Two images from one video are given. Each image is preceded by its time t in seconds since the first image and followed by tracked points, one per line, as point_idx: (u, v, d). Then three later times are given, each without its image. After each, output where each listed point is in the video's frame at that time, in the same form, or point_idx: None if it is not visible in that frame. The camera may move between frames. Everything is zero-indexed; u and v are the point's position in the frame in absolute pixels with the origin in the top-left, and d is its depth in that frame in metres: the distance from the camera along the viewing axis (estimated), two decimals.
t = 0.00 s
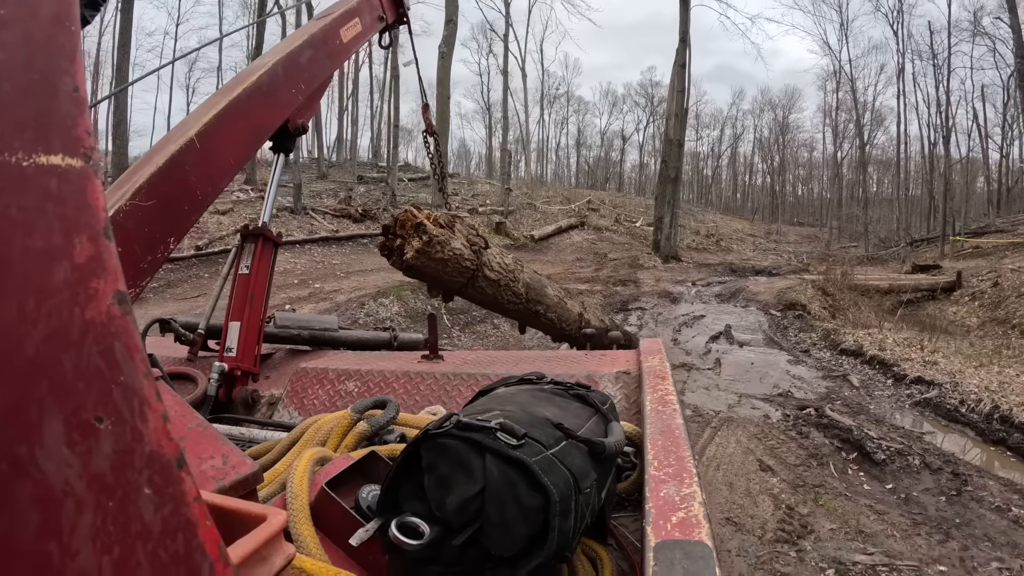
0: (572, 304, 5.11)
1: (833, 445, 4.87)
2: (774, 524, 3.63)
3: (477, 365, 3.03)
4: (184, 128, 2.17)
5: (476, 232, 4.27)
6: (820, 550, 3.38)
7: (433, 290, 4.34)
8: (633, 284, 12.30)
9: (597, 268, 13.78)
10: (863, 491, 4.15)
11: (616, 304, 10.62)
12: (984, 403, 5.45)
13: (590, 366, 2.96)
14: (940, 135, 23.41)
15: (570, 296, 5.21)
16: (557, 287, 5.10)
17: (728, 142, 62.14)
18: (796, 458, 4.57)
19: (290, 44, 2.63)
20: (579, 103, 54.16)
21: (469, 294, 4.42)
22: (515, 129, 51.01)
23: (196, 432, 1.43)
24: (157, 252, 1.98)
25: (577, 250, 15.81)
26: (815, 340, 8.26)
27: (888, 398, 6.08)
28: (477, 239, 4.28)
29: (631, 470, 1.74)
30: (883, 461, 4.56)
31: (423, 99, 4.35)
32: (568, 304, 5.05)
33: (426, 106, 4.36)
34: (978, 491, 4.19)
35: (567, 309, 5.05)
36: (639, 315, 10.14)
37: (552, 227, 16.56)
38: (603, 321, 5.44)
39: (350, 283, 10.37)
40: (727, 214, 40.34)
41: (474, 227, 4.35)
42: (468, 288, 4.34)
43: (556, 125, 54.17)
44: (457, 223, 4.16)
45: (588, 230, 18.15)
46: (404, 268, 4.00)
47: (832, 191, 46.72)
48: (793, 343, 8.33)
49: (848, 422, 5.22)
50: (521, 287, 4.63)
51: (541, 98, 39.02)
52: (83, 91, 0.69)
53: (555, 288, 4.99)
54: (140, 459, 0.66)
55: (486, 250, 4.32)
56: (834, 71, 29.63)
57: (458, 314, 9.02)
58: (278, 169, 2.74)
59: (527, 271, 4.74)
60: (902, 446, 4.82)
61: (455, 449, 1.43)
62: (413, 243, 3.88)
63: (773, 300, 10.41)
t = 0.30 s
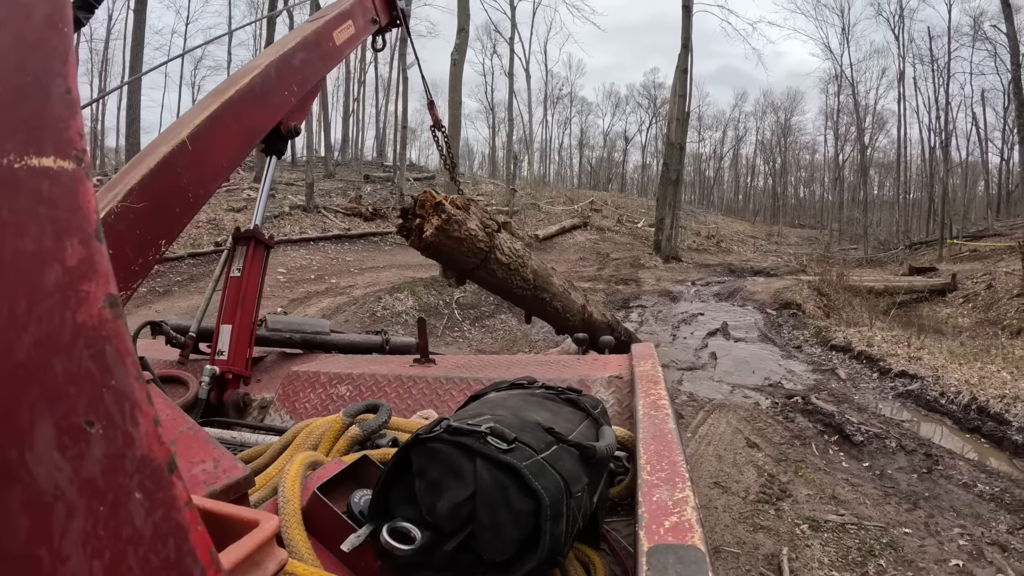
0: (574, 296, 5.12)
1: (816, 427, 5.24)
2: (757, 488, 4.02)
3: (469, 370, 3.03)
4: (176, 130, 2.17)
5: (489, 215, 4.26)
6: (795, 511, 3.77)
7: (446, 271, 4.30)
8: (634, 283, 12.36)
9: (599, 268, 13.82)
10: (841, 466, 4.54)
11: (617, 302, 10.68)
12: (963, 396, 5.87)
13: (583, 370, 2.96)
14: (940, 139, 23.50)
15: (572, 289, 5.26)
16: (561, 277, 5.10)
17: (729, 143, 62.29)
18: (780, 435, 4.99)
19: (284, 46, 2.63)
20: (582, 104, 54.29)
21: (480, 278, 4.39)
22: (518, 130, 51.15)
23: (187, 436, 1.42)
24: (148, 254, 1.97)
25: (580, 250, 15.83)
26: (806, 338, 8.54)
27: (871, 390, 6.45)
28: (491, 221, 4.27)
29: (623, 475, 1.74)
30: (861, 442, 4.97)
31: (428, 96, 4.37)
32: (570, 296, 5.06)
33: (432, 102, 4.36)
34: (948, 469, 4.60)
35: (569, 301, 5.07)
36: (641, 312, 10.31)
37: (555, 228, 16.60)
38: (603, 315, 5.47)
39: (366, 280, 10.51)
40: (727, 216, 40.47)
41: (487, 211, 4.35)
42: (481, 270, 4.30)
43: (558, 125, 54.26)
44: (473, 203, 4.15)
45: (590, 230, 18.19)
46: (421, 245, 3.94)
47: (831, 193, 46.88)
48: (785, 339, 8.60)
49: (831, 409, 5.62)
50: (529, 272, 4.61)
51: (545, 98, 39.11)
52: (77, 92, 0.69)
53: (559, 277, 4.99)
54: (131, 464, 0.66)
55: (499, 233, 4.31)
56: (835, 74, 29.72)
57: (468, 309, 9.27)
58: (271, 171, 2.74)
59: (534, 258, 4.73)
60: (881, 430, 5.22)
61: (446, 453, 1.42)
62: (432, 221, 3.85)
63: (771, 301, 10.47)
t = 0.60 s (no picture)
0: (570, 295, 5.12)
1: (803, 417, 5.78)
2: (744, 464, 4.68)
3: (468, 365, 3.04)
4: (179, 123, 2.18)
5: (491, 213, 4.28)
6: (777, 483, 4.43)
7: (448, 270, 4.32)
8: (635, 282, 12.40)
9: (601, 267, 13.85)
10: (823, 450, 5.13)
11: (619, 302, 10.72)
12: (946, 390, 6.30)
13: (582, 367, 2.96)
14: (941, 144, 23.54)
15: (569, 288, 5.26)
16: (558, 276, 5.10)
17: (731, 145, 62.31)
18: (768, 422, 5.58)
19: (288, 41, 2.63)
20: (585, 104, 54.27)
21: (481, 277, 4.41)
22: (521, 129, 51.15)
23: (186, 428, 1.43)
24: (150, 247, 1.97)
25: (583, 250, 15.87)
26: (800, 338, 8.71)
27: (860, 384, 6.91)
28: (493, 220, 4.29)
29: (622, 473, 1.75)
30: (843, 430, 5.52)
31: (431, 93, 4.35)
32: (567, 295, 5.06)
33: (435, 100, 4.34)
34: (924, 454, 5.13)
35: (566, 300, 5.06)
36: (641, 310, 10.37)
37: (558, 228, 16.64)
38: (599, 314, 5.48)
39: (377, 276, 10.61)
40: (729, 218, 40.53)
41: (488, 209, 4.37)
42: (482, 269, 4.32)
43: (561, 126, 54.26)
44: (475, 201, 4.17)
45: (593, 230, 18.24)
46: (424, 244, 3.95)
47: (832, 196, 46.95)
48: (779, 337, 8.89)
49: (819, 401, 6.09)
50: (530, 271, 4.63)
51: (548, 98, 39.11)
52: (78, 83, 0.69)
53: (557, 277, 4.99)
54: (130, 454, 0.66)
55: (501, 231, 4.34)
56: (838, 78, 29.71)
57: (476, 305, 9.37)
58: (274, 165, 2.74)
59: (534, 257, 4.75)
60: (863, 420, 5.72)
61: (446, 448, 1.43)
62: (436, 218, 3.87)
63: (769, 301, 10.54)
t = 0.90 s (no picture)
0: (568, 306, 5.10)
1: (798, 409, 6.00)
2: (742, 450, 4.95)
3: (477, 365, 3.04)
4: (187, 126, 2.19)
5: (482, 237, 4.18)
6: (773, 467, 4.69)
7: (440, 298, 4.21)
8: (639, 283, 12.39)
9: (605, 268, 13.86)
10: (815, 439, 5.38)
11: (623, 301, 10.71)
12: (936, 388, 6.49)
13: (591, 367, 2.95)
14: (943, 145, 23.51)
15: (566, 300, 5.23)
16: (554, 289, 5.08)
17: (734, 145, 62.21)
18: (766, 413, 5.82)
19: (294, 44, 2.64)
20: (589, 104, 54.18)
21: (475, 302, 4.32)
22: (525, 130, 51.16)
23: (197, 430, 1.44)
24: (159, 250, 1.98)
25: (586, 251, 15.87)
26: (800, 339, 8.70)
27: (853, 382, 7.08)
28: (484, 244, 4.18)
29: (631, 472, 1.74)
30: (837, 421, 5.73)
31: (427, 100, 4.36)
32: (565, 306, 5.03)
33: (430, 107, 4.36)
34: (912, 445, 5.35)
35: (563, 312, 5.03)
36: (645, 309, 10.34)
37: (563, 229, 16.66)
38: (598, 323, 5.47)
39: (388, 276, 10.67)
40: (732, 218, 40.46)
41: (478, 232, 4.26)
42: (476, 293, 4.24)
43: (565, 126, 54.19)
44: (464, 226, 4.06)
45: (596, 232, 18.27)
46: (414, 276, 3.84)
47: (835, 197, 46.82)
48: (778, 337, 8.89)
49: (812, 393, 6.33)
50: (524, 293, 4.55)
51: (551, 99, 39.13)
52: (87, 88, 0.70)
53: (553, 291, 4.97)
54: (141, 456, 0.67)
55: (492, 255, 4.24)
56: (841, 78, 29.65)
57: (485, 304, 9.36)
58: (282, 168, 2.75)
59: (528, 276, 4.66)
60: (857, 413, 5.96)
61: (455, 449, 1.43)
62: (424, 250, 3.76)
63: (768, 302, 10.53)
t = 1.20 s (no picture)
0: (560, 314, 5.07)
1: (794, 404, 6.07)
2: (741, 439, 5.11)
3: (483, 362, 3.04)
4: (191, 126, 2.18)
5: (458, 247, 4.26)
6: (770, 454, 4.86)
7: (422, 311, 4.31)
8: (641, 283, 12.35)
9: (608, 269, 13.85)
10: (810, 434, 5.44)
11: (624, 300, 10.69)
12: (929, 387, 6.50)
13: (597, 363, 2.94)
14: (947, 149, 23.38)
15: (558, 307, 5.18)
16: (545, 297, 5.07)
17: (740, 148, 62.01)
18: (764, 408, 5.89)
19: (297, 43, 2.64)
20: (595, 106, 54.08)
21: (458, 314, 4.39)
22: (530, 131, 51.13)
23: (204, 429, 1.43)
24: (165, 249, 1.98)
25: (590, 251, 15.86)
26: (798, 339, 8.67)
27: (849, 381, 7.07)
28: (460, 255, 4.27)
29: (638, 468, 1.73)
30: (831, 417, 5.81)
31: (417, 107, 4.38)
32: (556, 315, 5.00)
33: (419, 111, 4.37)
34: (902, 439, 5.46)
35: (556, 320, 5.00)
36: (647, 310, 10.32)
37: (567, 230, 16.68)
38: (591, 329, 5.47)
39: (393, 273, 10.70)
40: (738, 223, 40.30)
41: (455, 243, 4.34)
42: (459, 304, 4.31)
43: (571, 128, 54.09)
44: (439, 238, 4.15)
45: (599, 233, 18.27)
46: (389, 291, 3.95)
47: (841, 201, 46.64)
48: (777, 337, 8.85)
49: (807, 390, 6.40)
50: (511, 302, 4.59)
51: (556, 101, 39.10)
52: (91, 89, 0.69)
53: (543, 299, 4.96)
54: (148, 456, 0.66)
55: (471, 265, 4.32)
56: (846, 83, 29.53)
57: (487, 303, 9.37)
58: (286, 166, 2.76)
59: (513, 285, 4.71)
60: (851, 410, 6.03)
61: (461, 445, 1.41)
62: (395, 264, 3.86)
63: (767, 303, 10.50)
